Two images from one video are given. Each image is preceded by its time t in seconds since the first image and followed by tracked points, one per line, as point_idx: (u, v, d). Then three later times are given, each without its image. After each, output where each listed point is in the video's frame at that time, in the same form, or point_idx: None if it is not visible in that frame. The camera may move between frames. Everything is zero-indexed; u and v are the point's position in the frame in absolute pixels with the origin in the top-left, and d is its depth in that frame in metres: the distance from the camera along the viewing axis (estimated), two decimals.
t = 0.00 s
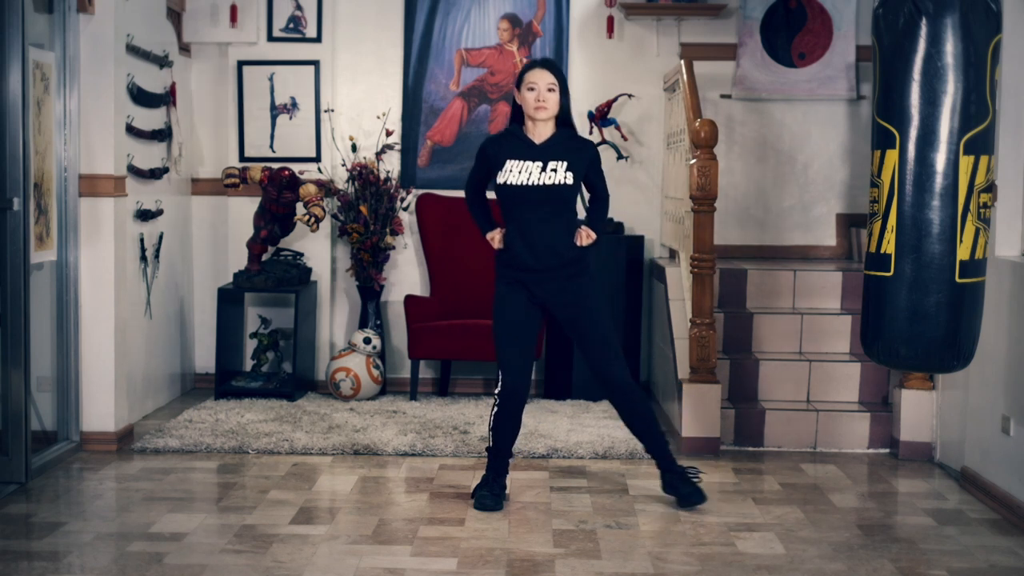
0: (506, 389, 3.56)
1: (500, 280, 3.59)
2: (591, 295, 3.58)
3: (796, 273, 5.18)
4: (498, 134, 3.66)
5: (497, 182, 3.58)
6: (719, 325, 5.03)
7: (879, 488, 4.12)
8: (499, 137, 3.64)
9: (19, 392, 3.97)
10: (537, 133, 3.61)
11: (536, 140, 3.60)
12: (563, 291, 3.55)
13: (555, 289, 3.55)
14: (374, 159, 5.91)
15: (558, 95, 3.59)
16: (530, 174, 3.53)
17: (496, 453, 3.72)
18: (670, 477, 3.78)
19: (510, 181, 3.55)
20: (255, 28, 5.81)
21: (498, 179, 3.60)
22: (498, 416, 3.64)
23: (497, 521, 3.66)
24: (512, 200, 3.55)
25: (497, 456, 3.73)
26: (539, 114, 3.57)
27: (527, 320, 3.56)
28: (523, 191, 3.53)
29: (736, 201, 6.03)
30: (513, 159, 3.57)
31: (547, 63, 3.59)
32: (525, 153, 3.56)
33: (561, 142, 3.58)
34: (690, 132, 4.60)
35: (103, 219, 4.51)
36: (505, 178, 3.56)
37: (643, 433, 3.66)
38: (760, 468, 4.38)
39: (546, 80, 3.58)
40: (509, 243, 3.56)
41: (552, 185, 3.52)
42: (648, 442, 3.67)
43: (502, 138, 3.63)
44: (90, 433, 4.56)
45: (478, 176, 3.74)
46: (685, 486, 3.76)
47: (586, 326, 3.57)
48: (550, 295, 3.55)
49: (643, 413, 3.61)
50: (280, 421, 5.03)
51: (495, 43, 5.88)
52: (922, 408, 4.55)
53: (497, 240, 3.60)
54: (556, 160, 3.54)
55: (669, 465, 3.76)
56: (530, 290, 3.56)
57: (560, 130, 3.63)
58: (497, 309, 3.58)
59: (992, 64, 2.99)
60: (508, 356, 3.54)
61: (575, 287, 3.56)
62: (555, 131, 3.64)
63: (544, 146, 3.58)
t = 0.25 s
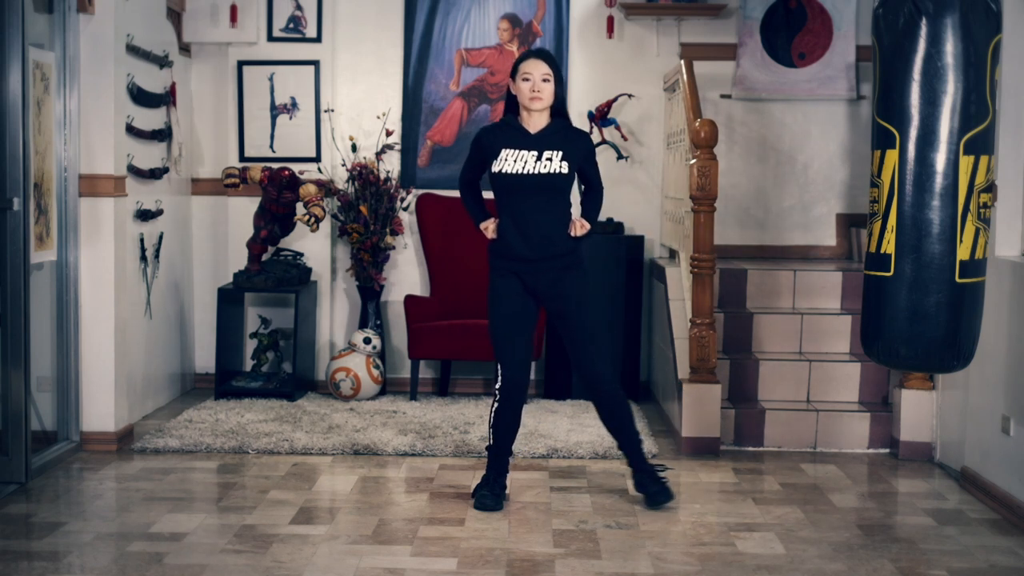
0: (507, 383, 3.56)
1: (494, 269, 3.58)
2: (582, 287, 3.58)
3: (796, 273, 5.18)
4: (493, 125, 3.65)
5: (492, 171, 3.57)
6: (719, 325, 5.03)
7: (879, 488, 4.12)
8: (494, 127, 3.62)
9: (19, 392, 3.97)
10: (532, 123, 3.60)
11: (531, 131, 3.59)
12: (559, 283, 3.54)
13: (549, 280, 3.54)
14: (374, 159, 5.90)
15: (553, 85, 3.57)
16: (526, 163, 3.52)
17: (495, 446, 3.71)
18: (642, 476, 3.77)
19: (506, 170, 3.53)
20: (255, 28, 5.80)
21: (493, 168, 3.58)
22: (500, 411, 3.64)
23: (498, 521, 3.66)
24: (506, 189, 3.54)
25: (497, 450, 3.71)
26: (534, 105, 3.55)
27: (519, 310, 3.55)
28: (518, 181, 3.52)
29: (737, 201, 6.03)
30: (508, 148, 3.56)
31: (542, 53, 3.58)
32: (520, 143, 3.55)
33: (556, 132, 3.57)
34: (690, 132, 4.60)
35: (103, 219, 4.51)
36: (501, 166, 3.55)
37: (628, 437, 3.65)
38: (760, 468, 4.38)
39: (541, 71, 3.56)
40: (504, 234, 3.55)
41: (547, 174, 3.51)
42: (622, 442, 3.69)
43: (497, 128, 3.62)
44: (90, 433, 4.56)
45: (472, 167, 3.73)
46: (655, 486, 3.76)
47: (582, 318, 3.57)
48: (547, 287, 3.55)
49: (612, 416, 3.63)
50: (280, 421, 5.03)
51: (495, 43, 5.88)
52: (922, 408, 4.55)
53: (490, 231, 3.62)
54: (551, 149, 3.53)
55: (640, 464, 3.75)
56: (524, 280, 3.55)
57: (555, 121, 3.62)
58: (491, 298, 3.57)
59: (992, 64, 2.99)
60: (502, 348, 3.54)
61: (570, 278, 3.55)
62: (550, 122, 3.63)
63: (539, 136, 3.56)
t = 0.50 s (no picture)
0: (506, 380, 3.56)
1: (488, 263, 3.58)
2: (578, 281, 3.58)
3: (796, 274, 5.18)
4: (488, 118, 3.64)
5: (488, 163, 3.56)
6: (719, 325, 5.03)
7: (879, 488, 4.12)
8: (489, 120, 3.62)
9: (19, 392, 3.97)
10: (528, 117, 3.59)
11: (527, 124, 3.58)
12: (554, 276, 3.55)
13: (543, 273, 3.54)
14: (374, 159, 5.90)
15: (549, 78, 3.56)
16: (522, 156, 3.51)
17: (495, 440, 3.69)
18: (605, 475, 3.76)
19: (502, 163, 3.53)
20: (255, 28, 5.80)
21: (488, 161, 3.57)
22: (499, 408, 3.64)
23: (498, 521, 3.65)
24: (502, 181, 3.53)
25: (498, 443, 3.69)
26: (530, 99, 3.54)
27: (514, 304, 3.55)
28: (515, 173, 3.51)
29: (737, 201, 6.03)
30: (504, 141, 3.55)
31: (539, 46, 3.56)
32: (517, 136, 3.54)
33: (552, 126, 3.57)
34: (690, 132, 4.60)
35: (103, 219, 4.51)
36: (497, 159, 3.54)
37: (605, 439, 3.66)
38: (760, 468, 4.38)
39: (537, 64, 3.55)
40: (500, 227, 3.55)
41: (543, 167, 3.51)
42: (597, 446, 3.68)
43: (492, 121, 3.61)
44: (90, 433, 4.56)
45: (466, 161, 3.72)
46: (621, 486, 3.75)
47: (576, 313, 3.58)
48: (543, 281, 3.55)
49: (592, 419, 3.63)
50: (280, 421, 5.03)
51: (495, 43, 5.88)
52: (922, 408, 4.55)
53: (486, 223, 3.59)
54: (548, 142, 3.53)
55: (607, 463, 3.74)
56: (518, 274, 3.55)
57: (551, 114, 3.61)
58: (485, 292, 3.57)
59: (992, 64, 2.99)
60: (500, 343, 3.54)
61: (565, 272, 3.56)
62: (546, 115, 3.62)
63: (536, 129, 3.56)
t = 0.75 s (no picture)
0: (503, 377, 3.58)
1: (484, 260, 3.58)
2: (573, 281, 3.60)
3: (796, 273, 5.18)
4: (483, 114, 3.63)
5: (485, 158, 3.55)
6: (719, 325, 5.03)
7: (879, 488, 4.12)
8: (486, 115, 3.61)
9: (19, 392, 3.97)
10: (525, 112, 3.58)
11: (523, 119, 3.57)
12: (548, 274, 3.55)
13: (539, 271, 3.54)
14: (374, 159, 5.90)
15: (546, 75, 3.56)
16: (518, 151, 3.51)
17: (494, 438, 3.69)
18: (570, 475, 3.77)
19: (498, 158, 3.52)
20: (255, 28, 5.80)
21: (485, 156, 3.57)
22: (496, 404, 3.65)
23: (498, 521, 3.65)
24: (500, 177, 3.53)
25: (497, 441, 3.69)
26: (527, 94, 3.54)
27: (509, 302, 3.55)
28: (511, 169, 3.51)
29: (737, 201, 6.03)
30: (501, 136, 3.54)
31: (536, 43, 3.57)
32: (513, 131, 3.54)
33: (548, 121, 3.56)
34: (690, 132, 4.60)
35: (103, 219, 4.51)
36: (494, 154, 3.53)
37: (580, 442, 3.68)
38: (760, 468, 4.38)
39: (534, 60, 3.54)
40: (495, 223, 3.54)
41: (540, 163, 3.50)
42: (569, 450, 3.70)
43: (489, 117, 3.60)
44: (90, 433, 4.56)
45: (462, 157, 3.71)
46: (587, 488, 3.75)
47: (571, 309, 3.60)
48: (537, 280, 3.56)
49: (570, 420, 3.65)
50: (280, 421, 5.03)
51: (495, 43, 5.88)
52: (922, 408, 4.55)
53: (482, 219, 3.58)
54: (544, 138, 3.52)
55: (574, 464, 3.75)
56: (514, 271, 3.55)
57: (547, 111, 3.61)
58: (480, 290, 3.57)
59: (992, 64, 2.99)
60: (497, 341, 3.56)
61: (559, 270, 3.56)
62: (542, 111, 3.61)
63: (532, 124, 3.55)
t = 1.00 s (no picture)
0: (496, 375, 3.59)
1: (481, 257, 3.57)
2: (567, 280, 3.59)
3: (796, 273, 5.18)
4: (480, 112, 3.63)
5: (482, 156, 3.55)
6: (719, 325, 5.03)
7: (879, 488, 4.12)
8: (482, 114, 3.61)
9: (19, 392, 3.97)
10: (521, 110, 3.58)
11: (520, 117, 3.58)
12: (543, 273, 3.55)
13: (535, 269, 3.54)
14: (374, 159, 5.90)
15: (543, 72, 3.56)
16: (516, 149, 3.51)
17: (490, 435, 3.69)
18: (542, 475, 3.78)
19: (496, 155, 3.52)
20: (255, 28, 5.80)
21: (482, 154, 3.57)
22: (492, 402, 3.65)
23: (498, 521, 3.65)
24: (498, 175, 3.53)
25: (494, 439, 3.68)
26: (523, 92, 3.54)
27: (505, 299, 3.55)
28: (508, 166, 3.51)
29: (737, 201, 6.03)
30: (498, 134, 3.54)
31: (534, 40, 3.55)
32: (510, 129, 3.54)
33: (545, 120, 3.56)
34: (690, 132, 4.60)
35: (103, 219, 4.51)
36: (491, 152, 3.54)
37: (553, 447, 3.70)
38: (760, 468, 4.38)
39: (531, 58, 3.54)
40: (492, 220, 3.54)
41: (538, 160, 3.51)
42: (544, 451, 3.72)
43: (485, 115, 3.60)
44: (90, 433, 4.56)
45: (458, 155, 3.71)
46: (556, 489, 3.76)
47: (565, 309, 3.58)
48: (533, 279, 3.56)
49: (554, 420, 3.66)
50: (280, 421, 5.03)
51: (495, 43, 5.88)
52: (922, 408, 4.55)
53: (479, 216, 3.57)
54: (542, 136, 3.53)
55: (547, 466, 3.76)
56: (510, 269, 3.54)
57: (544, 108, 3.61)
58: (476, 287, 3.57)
59: (992, 64, 2.99)
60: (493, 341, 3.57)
61: (554, 268, 3.55)
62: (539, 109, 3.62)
63: (529, 123, 3.55)
